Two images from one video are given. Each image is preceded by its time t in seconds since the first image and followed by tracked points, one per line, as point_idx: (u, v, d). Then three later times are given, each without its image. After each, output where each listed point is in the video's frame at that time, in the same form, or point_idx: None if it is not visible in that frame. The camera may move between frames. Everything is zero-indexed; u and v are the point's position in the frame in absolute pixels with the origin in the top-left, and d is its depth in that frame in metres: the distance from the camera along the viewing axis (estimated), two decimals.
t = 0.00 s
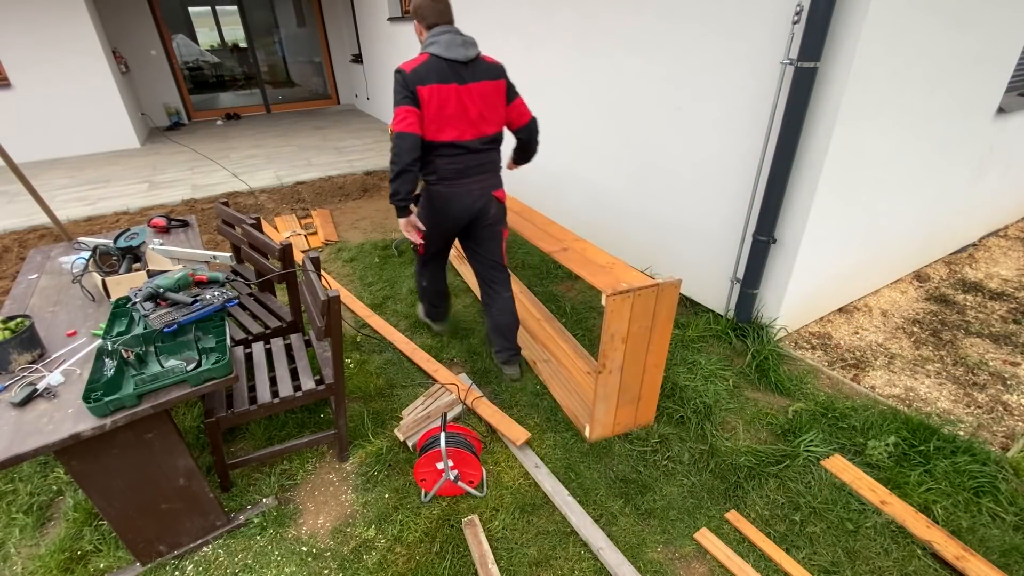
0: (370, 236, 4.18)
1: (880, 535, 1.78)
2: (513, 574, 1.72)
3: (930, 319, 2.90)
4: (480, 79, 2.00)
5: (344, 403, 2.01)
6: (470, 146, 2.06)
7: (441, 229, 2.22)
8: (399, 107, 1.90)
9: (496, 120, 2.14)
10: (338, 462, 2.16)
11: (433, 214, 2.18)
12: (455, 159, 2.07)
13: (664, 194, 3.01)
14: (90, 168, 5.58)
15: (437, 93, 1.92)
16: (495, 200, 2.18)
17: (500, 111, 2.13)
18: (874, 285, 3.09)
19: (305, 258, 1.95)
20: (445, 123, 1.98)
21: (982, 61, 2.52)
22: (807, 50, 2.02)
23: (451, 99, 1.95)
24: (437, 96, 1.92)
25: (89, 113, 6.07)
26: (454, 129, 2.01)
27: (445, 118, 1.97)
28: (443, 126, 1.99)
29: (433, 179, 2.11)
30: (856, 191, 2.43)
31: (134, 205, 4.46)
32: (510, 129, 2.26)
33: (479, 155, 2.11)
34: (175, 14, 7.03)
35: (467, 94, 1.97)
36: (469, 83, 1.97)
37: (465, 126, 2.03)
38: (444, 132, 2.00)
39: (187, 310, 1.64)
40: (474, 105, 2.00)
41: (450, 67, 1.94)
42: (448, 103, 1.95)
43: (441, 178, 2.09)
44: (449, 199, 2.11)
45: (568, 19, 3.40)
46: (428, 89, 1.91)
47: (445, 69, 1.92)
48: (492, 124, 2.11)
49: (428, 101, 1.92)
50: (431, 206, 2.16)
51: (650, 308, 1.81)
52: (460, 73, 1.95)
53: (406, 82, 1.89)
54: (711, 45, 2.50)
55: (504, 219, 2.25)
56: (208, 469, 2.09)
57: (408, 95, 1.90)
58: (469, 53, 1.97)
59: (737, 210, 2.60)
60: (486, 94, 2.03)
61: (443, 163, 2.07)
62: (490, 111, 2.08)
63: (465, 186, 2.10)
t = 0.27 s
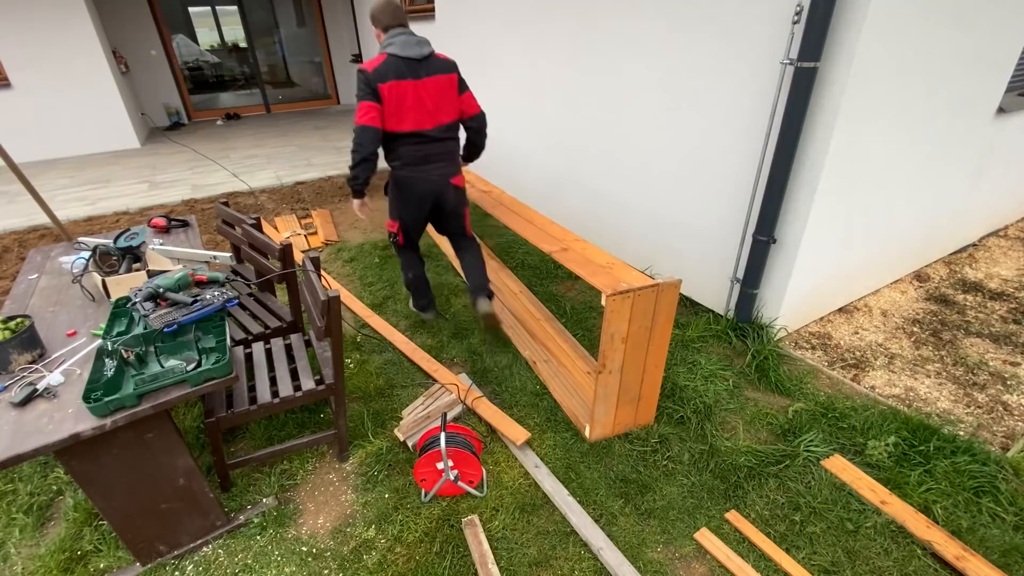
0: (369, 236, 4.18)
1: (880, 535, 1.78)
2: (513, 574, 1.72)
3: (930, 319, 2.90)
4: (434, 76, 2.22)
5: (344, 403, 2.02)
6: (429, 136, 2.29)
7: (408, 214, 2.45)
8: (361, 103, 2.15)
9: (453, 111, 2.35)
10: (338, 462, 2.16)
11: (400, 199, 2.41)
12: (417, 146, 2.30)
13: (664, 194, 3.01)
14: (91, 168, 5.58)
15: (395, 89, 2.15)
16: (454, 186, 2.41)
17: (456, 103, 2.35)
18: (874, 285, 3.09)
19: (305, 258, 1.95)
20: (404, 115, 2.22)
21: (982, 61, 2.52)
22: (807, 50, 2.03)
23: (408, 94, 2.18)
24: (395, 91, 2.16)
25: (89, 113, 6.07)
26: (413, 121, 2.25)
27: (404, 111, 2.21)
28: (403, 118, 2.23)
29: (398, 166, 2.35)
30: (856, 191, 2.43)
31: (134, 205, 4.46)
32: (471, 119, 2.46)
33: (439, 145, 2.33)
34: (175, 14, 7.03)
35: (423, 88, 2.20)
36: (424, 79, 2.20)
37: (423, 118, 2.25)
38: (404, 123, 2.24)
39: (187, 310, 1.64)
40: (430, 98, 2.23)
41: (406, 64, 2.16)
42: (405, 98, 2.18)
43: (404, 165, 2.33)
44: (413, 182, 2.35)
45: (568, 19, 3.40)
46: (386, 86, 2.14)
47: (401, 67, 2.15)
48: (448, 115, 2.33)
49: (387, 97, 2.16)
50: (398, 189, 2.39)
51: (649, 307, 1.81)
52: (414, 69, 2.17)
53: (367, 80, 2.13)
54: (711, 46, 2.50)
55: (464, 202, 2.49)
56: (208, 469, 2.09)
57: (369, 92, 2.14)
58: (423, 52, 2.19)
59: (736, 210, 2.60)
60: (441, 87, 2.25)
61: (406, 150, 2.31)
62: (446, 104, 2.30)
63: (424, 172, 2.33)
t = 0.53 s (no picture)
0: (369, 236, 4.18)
1: (880, 535, 1.78)
2: (513, 574, 1.72)
3: (930, 319, 2.90)
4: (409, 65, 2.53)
5: (344, 403, 2.02)
6: (405, 118, 2.62)
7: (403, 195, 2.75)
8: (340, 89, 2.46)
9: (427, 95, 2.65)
10: (338, 462, 2.16)
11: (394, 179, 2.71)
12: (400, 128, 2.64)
13: (664, 193, 3.01)
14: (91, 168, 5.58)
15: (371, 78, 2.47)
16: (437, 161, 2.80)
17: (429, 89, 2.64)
18: (874, 285, 3.09)
19: (305, 258, 1.95)
20: (380, 101, 2.54)
21: (982, 61, 2.52)
22: (807, 50, 2.03)
23: (384, 82, 2.49)
24: (373, 79, 2.47)
25: (89, 113, 6.07)
26: (389, 105, 2.56)
27: (380, 96, 2.53)
28: (379, 103, 2.55)
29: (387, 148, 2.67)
30: (856, 191, 2.43)
31: (134, 205, 4.46)
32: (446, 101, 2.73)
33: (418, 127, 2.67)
34: (175, 14, 7.03)
35: (399, 77, 2.51)
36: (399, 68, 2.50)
37: (398, 103, 2.57)
38: (381, 108, 2.56)
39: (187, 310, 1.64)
40: (405, 84, 2.54)
41: (383, 54, 2.46)
42: (381, 85, 2.50)
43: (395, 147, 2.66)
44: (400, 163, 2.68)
45: (568, 19, 3.40)
46: (362, 75, 2.46)
47: (377, 57, 2.45)
48: (422, 99, 2.63)
49: (364, 84, 2.48)
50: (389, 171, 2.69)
51: (650, 307, 1.81)
52: (390, 59, 2.47)
53: (346, 68, 2.44)
54: (711, 46, 2.50)
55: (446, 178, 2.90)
56: (208, 469, 2.09)
57: (348, 79, 2.46)
58: (398, 43, 2.49)
59: (736, 209, 2.60)
60: (415, 75, 2.55)
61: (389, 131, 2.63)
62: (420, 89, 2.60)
63: (413, 151, 2.68)
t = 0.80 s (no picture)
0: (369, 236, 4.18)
1: (880, 535, 1.78)
2: (513, 574, 1.72)
3: (930, 319, 2.90)
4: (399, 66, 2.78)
5: (344, 402, 2.02)
6: (392, 113, 2.86)
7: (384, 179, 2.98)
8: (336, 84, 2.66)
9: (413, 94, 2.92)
10: (338, 462, 2.16)
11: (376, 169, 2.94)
12: (384, 121, 2.87)
13: (664, 193, 3.01)
14: (90, 168, 5.58)
15: (366, 76, 2.70)
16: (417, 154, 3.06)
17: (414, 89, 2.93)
18: (874, 285, 3.09)
19: (305, 258, 1.95)
20: (372, 97, 2.77)
21: (981, 61, 2.52)
22: (807, 50, 2.03)
23: (378, 80, 2.73)
24: (367, 77, 2.71)
25: (88, 113, 6.07)
26: (379, 101, 2.79)
27: (373, 93, 2.76)
28: (371, 99, 2.78)
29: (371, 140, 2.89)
30: (856, 191, 2.43)
31: (134, 205, 4.46)
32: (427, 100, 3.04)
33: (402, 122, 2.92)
34: (175, 14, 7.03)
35: (390, 76, 2.76)
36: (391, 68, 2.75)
37: (388, 100, 2.81)
38: (372, 103, 2.78)
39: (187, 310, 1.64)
40: (395, 84, 2.79)
41: (377, 55, 2.69)
42: (374, 83, 2.73)
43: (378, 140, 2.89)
44: (386, 153, 2.91)
45: (568, 19, 3.40)
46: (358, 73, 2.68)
47: (372, 57, 2.68)
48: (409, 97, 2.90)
49: (358, 81, 2.70)
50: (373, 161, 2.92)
51: (650, 307, 1.81)
52: (383, 60, 2.71)
53: (343, 65, 2.65)
54: (711, 46, 2.50)
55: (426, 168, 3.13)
56: (208, 469, 2.09)
57: (344, 76, 2.67)
58: (391, 45, 2.73)
59: (736, 209, 2.60)
60: (405, 75, 2.82)
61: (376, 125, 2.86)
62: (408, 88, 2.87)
63: (397, 144, 2.93)
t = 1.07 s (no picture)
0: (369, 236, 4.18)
1: (880, 535, 1.78)
2: (513, 574, 1.72)
3: (930, 319, 2.90)
4: (381, 60, 2.97)
5: (344, 402, 2.02)
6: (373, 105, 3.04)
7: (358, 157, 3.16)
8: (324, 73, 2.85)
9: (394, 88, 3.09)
10: (338, 462, 2.16)
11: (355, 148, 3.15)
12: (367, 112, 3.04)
13: (664, 193, 3.01)
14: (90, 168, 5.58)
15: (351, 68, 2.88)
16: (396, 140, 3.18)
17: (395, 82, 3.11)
18: (874, 285, 3.09)
19: (305, 258, 1.95)
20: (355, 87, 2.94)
21: (982, 62, 2.52)
22: (807, 50, 2.03)
23: (361, 72, 2.91)
24: (351, 69, 2.88)
25: (88, 113, 6.07)
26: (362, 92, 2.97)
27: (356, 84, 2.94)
28: (354, 90, 2.95)
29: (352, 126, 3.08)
30: (857, 191, 2.43)
31: (134, 205, 4.46)
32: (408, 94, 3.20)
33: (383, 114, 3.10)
34: (175, 14, 7.03)
35: (373, 69, 2.95)
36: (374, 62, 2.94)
37: (369, 92, 3.00)
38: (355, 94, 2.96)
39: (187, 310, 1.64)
40: (376, 76, 2.97)
41: (361, 48, 2.87)
42: (358, 75, 2.91)
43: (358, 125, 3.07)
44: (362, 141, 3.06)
45: (568, 19, 3.40)
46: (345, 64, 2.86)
47: (357, 50, 2.86)
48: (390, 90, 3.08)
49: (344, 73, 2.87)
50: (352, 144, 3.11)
51: (650, 307, 1.81)
52: (366, 53, 2.89)
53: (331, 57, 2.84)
54: (711, 47, 2.50)
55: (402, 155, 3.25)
56: (208, 469, 2.09)
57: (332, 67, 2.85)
58: (375, 41, 2.91)
59: (736, 209, 2.60)
60: (386, 69, 3.00)
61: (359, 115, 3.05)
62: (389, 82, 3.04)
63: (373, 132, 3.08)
